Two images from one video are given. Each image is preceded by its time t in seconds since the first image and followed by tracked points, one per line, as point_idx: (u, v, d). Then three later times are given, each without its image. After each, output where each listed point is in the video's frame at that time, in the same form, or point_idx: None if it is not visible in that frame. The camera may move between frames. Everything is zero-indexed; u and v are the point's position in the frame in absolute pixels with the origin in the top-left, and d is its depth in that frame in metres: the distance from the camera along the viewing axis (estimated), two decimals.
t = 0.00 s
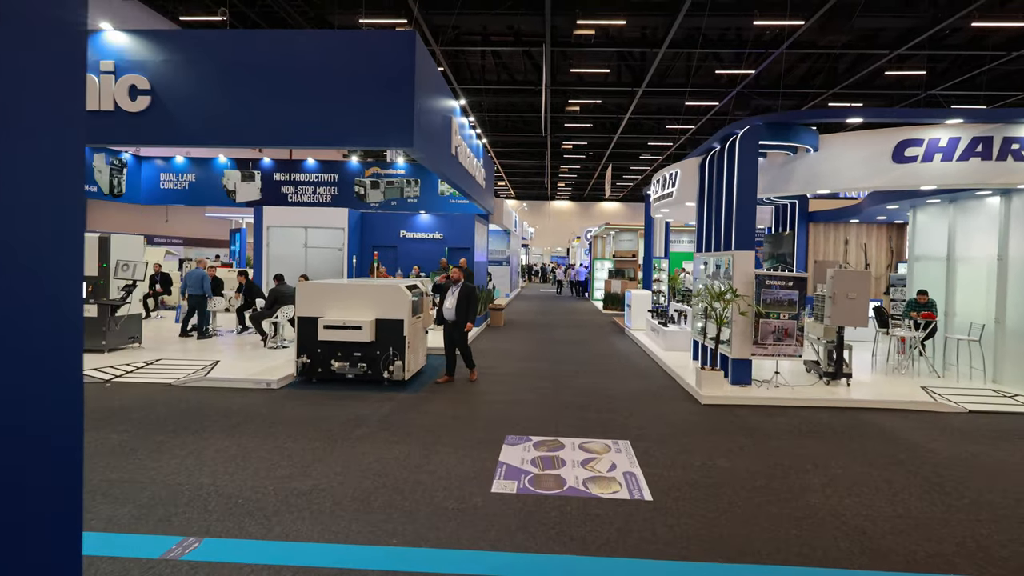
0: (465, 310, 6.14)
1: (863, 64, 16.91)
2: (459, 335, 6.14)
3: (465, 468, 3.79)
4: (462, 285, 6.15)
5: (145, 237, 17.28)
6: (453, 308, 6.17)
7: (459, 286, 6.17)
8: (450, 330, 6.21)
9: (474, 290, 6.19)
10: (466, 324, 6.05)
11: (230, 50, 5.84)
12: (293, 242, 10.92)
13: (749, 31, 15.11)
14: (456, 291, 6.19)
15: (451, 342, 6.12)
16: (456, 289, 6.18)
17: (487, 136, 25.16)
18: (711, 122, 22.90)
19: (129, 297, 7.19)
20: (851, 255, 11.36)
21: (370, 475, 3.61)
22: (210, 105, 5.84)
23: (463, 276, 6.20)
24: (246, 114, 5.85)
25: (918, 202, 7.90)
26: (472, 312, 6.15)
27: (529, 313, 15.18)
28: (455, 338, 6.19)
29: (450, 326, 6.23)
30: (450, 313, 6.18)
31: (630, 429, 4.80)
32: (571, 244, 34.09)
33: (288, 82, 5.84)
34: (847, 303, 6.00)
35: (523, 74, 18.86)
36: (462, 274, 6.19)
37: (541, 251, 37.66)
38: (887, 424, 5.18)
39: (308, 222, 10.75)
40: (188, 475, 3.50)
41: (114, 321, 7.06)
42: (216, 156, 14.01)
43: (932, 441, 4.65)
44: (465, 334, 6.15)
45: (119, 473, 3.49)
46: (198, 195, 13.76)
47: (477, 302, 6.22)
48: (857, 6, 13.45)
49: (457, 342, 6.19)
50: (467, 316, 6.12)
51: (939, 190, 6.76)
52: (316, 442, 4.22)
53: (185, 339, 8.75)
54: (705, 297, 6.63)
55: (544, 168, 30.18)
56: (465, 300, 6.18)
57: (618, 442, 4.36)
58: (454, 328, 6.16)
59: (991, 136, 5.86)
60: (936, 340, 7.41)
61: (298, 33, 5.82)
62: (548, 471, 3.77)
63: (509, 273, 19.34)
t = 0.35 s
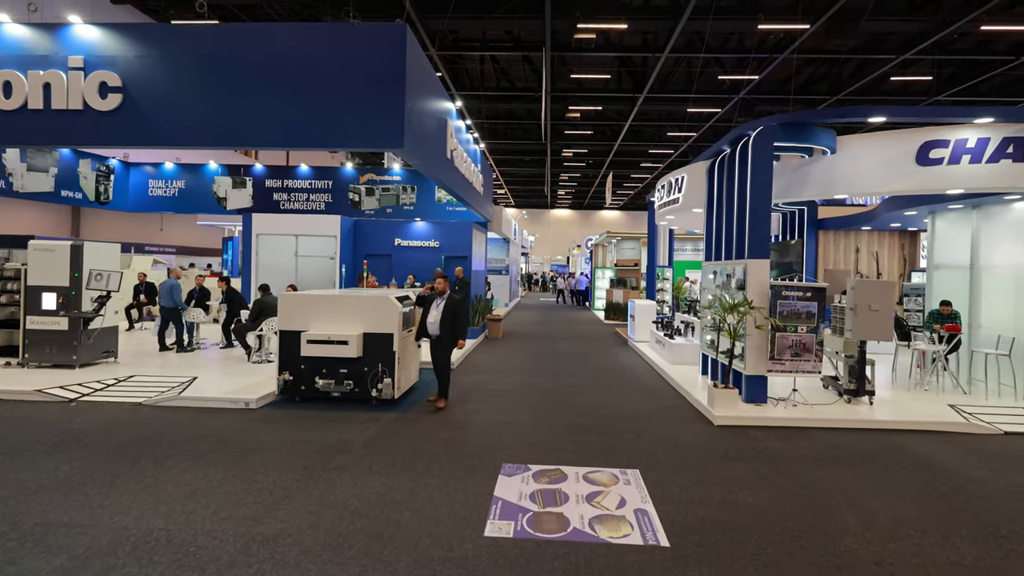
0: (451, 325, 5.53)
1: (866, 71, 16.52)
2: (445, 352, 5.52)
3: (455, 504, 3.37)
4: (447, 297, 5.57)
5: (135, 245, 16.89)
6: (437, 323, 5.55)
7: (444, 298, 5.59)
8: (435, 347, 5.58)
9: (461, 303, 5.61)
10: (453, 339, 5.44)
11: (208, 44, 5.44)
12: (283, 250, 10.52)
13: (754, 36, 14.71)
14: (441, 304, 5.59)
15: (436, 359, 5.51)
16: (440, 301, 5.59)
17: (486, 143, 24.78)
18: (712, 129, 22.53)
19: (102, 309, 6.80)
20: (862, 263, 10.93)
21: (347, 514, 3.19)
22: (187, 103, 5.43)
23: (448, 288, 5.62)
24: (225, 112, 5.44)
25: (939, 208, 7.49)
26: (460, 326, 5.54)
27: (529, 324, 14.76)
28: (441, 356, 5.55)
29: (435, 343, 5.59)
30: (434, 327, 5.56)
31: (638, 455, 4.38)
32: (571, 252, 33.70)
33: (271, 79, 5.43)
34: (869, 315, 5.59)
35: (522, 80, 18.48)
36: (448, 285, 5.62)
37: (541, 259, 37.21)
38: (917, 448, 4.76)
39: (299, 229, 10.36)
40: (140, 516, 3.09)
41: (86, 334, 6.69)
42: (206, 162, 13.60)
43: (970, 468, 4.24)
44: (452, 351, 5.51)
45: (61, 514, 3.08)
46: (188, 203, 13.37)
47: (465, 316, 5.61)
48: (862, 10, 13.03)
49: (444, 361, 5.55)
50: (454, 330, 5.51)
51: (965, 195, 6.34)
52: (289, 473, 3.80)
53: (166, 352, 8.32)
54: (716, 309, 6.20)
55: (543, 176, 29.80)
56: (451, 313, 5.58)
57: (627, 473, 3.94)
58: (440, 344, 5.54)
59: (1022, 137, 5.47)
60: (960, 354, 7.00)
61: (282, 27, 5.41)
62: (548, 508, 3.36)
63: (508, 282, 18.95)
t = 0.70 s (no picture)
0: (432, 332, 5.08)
1: (870, 71, 16.16)
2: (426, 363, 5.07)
3: (434, 536, 2.96)
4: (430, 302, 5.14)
5: (123, 250, 16.48)
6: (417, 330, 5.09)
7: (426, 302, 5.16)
8: (414, 357, 5.12)
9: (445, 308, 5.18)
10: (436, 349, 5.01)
11: (176, 28, 5.04)
12: (269, 254, 10.12)
13: (757, 36, 14.32)
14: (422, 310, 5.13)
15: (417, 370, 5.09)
16: (422, 306, 5.15)
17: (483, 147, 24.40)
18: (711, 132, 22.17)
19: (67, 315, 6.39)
20: (870, 266, 10.53)
21: (308, 550, 2.77)
22: (152, 92, 5.04)
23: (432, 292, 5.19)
24: (192, 102, 5.04)
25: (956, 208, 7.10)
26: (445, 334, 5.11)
27: (526, 330, 14.34)
28: (421, 367, 5.10)
29: (414, 352, 5.14)
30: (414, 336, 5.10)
31: (641, 475, 3.96)
32: (569, 256, 33.31)
33: (243, 65, 5.03)
34: (890, 321, 5.18)
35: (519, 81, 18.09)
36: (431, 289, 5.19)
37: (539, 264, 36.76)
38: (947, 465, 4.34)
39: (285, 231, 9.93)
40: (67, 555, 2.68)
41: (50, 342, 6.30)
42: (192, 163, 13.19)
43: (1007, 490, 3.83)
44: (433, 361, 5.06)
45: None
46: (173, 205, 12.95)
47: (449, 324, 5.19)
48: (867, 8, 12.65)
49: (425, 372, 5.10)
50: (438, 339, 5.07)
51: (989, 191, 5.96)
52: (249, 498, 3.40)
53: (142, 360, 7.90)
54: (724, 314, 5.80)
55: (541, 180, 29.41)
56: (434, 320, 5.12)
57: (630, 497, 3.52)
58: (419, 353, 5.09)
59: None
60: (982, 362, 6.59)
61: (254, 10, 5.01)
62: (540, 540, 2.95)
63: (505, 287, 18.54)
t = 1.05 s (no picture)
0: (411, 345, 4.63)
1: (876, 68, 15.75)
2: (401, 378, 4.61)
3: None
4: (408, 310, 4.71)
5: (110, 252, 16.03)
6: (394, 341, 4.64)
7: (404, 310, 4.73)
8: (388, 370, 4.65)
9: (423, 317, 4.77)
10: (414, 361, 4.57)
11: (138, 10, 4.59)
12: (255, 256, 9.70)
13: (761, 32, 13.87)
14: (400, 319, 4.68)
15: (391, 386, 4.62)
16: (399, 315, 4.71)
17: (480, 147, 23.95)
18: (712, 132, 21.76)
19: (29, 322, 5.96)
20: (882, 268, 10.13)
21: None
22: (113, 80, 4.60)
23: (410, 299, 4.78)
24: (156, 91, 4.61)
25: (980, 207, 6.67)
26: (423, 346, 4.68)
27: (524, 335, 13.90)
28: (396, 381, 4.63)
29: (389, 366, 4.68)
30: (391, 348, 4.64)
31: (651, 506, 3.53)
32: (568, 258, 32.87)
33: (212, 51, 4.60)
34: (920, 330, 4.75)
35: (516, 78, 17.65)
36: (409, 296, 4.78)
37: (538, 266, 36.25)
38: (989, 491, 3.92)
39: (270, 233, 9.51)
40: None
41: (10, 351, 5.88)
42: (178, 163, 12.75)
43: None
44: (409, 375, 4.60)
45: None
46: (158, 205, 12.51)
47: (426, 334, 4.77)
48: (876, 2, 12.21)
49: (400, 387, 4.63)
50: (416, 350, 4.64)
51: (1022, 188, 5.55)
52: (204, 537, 2.97)
53: (117, 369, 7.47)
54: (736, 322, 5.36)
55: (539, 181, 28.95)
56: (411, 329, 4.67)
57: (641, 535, 3.09)
58: (394, 365, 4.63)
59: None
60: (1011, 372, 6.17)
61: None
62: None
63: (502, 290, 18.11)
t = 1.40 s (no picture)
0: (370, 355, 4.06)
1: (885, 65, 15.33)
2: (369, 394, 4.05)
3: None
4: (370, 315, 4.11)
5: (99, 252, 15.63)
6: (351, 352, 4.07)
7: (365, 315, 4.13)
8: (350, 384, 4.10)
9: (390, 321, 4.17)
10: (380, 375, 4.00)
11: None
12: (242, 256, 9.27)
13: (769, 27, 13.42)
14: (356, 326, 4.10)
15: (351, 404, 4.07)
16: (359, 321, 4.12)
17: (478, 146, 23.53)
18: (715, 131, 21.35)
19: None
20: (897, 268, 9.73)
21: None
22: (69, 62, 4.16)
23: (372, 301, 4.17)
24: (116, 73, 4.16)
25: (1010, 204, 6.26)
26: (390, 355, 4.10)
27: (524, 338, 13.48)
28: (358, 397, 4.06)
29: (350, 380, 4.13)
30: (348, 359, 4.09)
31: (670, 539, 3.11)
32: (568, 259, 32.46)
33: (177, 28, 4.13)
34: (959, 336, 4.33)
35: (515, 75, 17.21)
36: (370, 298, 4.18)
37: (537, 268, 35.84)
38: None
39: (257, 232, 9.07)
40: None
41: None
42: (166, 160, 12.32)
43: None
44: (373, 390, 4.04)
45: None
46: (145, 205, 12.08)
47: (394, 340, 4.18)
48: None
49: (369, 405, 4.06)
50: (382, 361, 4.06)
51: None
52: None
53: (92, 377, 7.03)
54: (754, 327, 4.94)
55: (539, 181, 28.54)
56: (370, 337, 4.07)
57: None
58: (358, 379, 4.06)
59: None
60: None
61: None
62: None
63: (501, 292, 17.70)
